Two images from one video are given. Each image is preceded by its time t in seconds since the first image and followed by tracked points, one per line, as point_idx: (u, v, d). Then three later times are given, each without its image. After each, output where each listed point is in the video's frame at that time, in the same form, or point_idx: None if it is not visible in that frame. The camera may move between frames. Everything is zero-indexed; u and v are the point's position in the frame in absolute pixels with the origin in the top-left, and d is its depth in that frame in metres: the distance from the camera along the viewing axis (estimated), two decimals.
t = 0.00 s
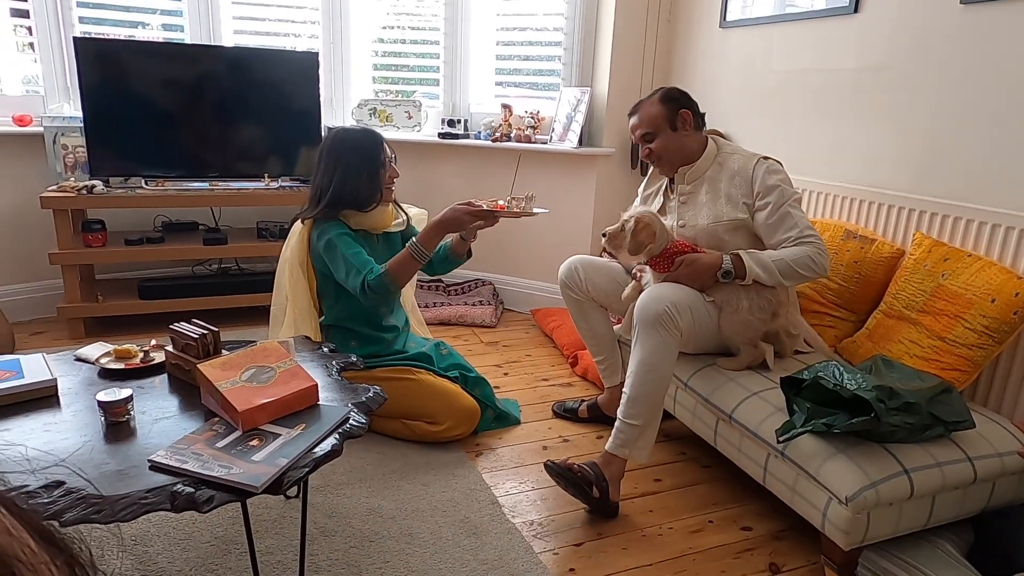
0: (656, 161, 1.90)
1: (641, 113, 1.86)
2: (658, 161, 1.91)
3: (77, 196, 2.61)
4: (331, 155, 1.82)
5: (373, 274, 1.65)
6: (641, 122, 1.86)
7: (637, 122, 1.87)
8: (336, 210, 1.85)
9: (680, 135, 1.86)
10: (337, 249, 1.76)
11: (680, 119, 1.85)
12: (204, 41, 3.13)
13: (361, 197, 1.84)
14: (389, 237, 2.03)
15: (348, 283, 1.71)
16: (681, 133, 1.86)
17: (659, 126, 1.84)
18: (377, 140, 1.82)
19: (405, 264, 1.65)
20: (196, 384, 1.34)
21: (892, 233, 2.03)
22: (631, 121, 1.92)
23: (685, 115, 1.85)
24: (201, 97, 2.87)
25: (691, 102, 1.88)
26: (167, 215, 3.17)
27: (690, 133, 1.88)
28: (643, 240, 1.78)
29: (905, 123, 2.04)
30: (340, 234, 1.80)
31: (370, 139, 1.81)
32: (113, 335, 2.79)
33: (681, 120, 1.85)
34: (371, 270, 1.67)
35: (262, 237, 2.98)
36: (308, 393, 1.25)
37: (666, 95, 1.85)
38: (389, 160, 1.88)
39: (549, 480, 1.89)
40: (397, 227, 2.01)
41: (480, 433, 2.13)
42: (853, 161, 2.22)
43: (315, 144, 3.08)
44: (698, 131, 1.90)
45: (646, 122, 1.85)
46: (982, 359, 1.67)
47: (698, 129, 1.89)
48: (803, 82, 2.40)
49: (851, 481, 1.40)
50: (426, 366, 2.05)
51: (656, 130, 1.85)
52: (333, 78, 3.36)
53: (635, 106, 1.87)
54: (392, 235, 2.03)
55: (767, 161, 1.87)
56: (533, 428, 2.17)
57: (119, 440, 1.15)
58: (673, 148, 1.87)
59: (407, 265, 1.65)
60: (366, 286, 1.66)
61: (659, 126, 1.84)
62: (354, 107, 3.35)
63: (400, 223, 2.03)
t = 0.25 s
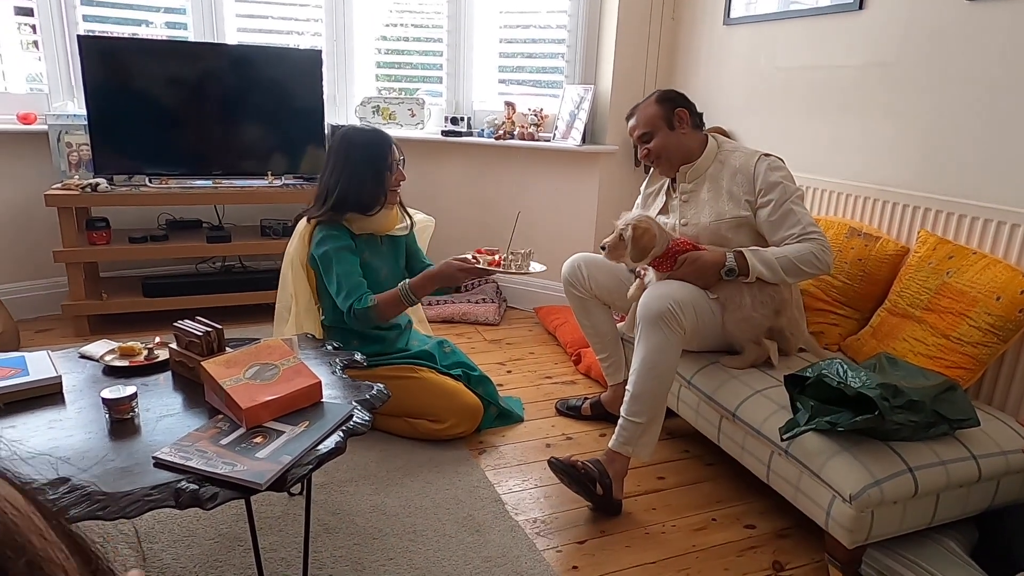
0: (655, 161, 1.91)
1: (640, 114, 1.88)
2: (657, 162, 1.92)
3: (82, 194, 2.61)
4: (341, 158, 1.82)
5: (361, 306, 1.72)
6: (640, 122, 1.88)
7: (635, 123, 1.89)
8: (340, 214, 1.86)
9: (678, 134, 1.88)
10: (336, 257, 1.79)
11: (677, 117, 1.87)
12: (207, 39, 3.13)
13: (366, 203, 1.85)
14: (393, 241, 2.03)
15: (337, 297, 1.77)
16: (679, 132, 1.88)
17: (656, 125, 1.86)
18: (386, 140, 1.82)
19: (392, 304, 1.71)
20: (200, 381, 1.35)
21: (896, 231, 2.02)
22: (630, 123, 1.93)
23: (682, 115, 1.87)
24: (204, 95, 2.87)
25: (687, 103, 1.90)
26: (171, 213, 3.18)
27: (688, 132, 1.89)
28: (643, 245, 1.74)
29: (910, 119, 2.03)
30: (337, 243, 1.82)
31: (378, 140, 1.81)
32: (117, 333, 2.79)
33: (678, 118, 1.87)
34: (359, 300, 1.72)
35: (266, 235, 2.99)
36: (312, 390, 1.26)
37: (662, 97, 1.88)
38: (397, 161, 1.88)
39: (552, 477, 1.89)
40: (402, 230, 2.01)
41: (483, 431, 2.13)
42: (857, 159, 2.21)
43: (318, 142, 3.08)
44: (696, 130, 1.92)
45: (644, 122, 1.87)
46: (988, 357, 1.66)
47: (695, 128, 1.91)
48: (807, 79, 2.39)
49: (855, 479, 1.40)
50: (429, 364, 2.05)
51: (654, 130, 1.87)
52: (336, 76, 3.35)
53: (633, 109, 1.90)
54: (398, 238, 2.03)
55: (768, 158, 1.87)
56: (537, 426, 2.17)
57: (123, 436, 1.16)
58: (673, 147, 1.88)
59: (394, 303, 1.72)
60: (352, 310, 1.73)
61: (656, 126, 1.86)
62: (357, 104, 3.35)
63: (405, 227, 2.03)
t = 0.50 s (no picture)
0: (652, 162, 1.92)
1: (640, 114, 1.89)
2: (655, 163, 1.93)
3: (84, 193, 2.62)
4: (347, 161, 1.82)
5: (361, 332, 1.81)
6: (638, 123, 1.89)
7: (633, 124, 1.90)
8: (345, 216, 1.86)
9: (674, 135, 1.88)
10: (338, 267, 1.83)
11: (674, 117, 1.87)
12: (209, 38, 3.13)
13: (371, 205, 1.85)
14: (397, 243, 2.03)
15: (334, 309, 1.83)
16: (677, 132, 1.88)
17: (653, 126, 1.87)
18: (394, 143, 1.82)
19: (388, 336, 1.81)
20: (202, 379, 1.35)
21: (899, 230, 2.02)
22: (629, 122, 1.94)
23: (678, 115, 1.87)
24: (206, 93, 2.87)
25: (685, 103, 1.90)
26: (173, 211, 3.18)
27: (686, 132, 1.89)
28: (621, 262, 1.75)
29: (912, 118, 2.03)
30: (337, 249, 1.84)
31: (386, 143, 1.81)
32: (119, 331, 2.80)
33: (675, 119, 1.87)
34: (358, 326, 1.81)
35: (268, 234, 2.99)
36: (313, 388, 1.25)
37: (660, 98, 1.88)
38: (404, 164, 1.87)
39: (554, 476, 1.89)
40: (407, 233, 2.01)
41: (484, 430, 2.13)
42: (860, 158, 2.20)
43: (321, 140, 3.08)
44: (695, 130, 1.92)
45: (642, 122, 1.88)
46: (990, 356, 1.66)
47: (693, 128, 1.91)
48: (810, 77, 2.38)
49: (857, 478, 1.39)
50: (430, 363, 2.06)
51: (651, 131, 1.88)
52: (338, 74, 3.35)
53: (631, 110, 1.91)
54: (402, 241, 2.04)
55: (768, 155, 1.86)
56: (538, 425, 2.17)
57: (125, 434, 1.16)
58: (670, 147, 1.89)
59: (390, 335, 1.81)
60: (347, 330, 1.81)
61: (653, 126, 1.87)
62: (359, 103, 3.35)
63: (410, 231, 2.03)
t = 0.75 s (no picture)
0: (649, 163, 1.92)
1: (636, 116, 1.90)
2: (652, 162, 1.93)
3: (87, 190, 2.62)
4: (353, 160, 1.82)
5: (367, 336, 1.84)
6: (634, 125, 1.89)
7: (631, 126, 1.91)
8: (354, 216, 1.86)
9: (670, 135, 1.88)
10: (343, 269, 1.83)
11: (669, 118, 1.87)
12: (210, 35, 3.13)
13: (379, 206, 1.85)
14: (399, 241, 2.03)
15: (339, 310, 1.84)
16: (672, 133, 1.88)
17: (650, 128, 1.88)
18: (403, 146, 1.82)
19: (395, 342, 1.84)
20: (204, 377, 1.35)
21: (901, 228, 2.02)
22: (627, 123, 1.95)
23: (674, 115, 1.86)
24: (208, 91, 2.87)
25: (683, 102, 1.89)
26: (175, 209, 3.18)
27: (682, 132, 1.89)
28: (615, 280, 1.74)
29: (915, 116, 2.02)
30: (344, 250, 1.83)
31: (395, 145, 1.81)
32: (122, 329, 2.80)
33: (671, 119, 1.87)
34: (364, 330, 1.84)
35: (270, 232, 2.99)
36: (314, 386, 1.25)
37: (655, 99, 1.88)
38: (411, 165, 1.87)
39: (555, 474, 1.89)
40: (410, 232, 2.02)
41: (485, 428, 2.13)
42: (862, 157, 2.20)
43: (323, 138, 3.08)
44: (691, 129, 1.91)
45: (638, 124, 1.89)
46: (993, 355, 1.66)
47: (690, 128, 1.90)
48: (812, 76, 2.38)
49: (859, 477, 1.39)
50: (431, 361, 2.06)
51: (646, 133, 1.89)
52: (340, 73, 3.35)
53: (628, 111, 1.91)
54: (404, 240, 2.04)
55: (766, 151, 1.86)
56: (539, 423, 2.17)
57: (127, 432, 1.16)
58: (665, 148, 1.89)
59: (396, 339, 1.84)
60: (354, 333, 1.84)
61: (649, 128, 1.87)
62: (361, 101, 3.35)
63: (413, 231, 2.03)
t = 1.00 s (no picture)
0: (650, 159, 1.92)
1: (635, 114, 1.89)
2: (652, 159, 1.93)
3: (89, 189, 2.63)
4: (359, 157, 1.81)
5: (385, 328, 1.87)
6: (635, 123, 1.88)
7: (631, 124, 1.89)
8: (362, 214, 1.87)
9: (669, 134, 1.87)
10: (355, 266, 1.83)
11: (668, 116, 1.85)
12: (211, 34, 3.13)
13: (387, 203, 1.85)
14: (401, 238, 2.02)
15: (353, 308, 1.86)
16: (671, 131, 1.86)
17: (648, 127, 1.87)
18: (410, 144, 1.82)
19: (414, 333, 1.89)
20: (207, 375, 1.35)
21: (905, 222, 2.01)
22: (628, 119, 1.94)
23: (672, 113, 1.85)
24: (209, 89, 2.88)
25: (681, 99, 1.87)
26: (178, 207, 3.19)
27: (681, 130, 1.87)
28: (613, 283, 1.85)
29: (918, 109, 2.01)
30: (354, 248, 1.83)
31: (402, 143, 1.81)
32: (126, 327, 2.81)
33: (668, 118, 1.85)
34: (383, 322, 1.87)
35: (273, 230, 2.99)
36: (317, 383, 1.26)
37: (654, 96, 1.86)
38: (417, 163, 1.87)
39: (558, 470, 1.89)
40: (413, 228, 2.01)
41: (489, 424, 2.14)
42: (865, 150, 2.19)
43: (325, 136, 3.08)
44: (691, 126, 1.89)
45: (638, 121, 1.88)
46: (997, 349, 1.65)
47: (690, 124, 1.89)
48: (815, 69, 2.37)
49: (863, 472, 1.39)
50: (435, 358, 2.07)
51: (645, 131, 1.87)
52: (341, 70, 3.35)
53: (630, 107, 1.89)
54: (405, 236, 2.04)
55: (767, 145, 1.85)
56: (542, 419, 2.18)
57: (130, 430, 1.16)
58: (664, 147, 1.88)
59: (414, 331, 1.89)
60: (372, 328, 1.87)
61: (647, 128, 1.86)
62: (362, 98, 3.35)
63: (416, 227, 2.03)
